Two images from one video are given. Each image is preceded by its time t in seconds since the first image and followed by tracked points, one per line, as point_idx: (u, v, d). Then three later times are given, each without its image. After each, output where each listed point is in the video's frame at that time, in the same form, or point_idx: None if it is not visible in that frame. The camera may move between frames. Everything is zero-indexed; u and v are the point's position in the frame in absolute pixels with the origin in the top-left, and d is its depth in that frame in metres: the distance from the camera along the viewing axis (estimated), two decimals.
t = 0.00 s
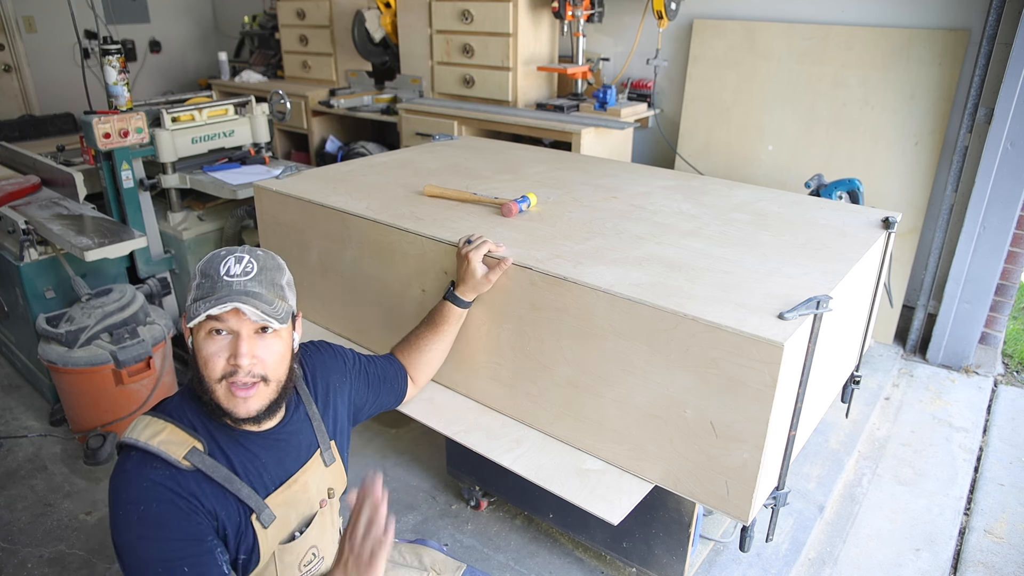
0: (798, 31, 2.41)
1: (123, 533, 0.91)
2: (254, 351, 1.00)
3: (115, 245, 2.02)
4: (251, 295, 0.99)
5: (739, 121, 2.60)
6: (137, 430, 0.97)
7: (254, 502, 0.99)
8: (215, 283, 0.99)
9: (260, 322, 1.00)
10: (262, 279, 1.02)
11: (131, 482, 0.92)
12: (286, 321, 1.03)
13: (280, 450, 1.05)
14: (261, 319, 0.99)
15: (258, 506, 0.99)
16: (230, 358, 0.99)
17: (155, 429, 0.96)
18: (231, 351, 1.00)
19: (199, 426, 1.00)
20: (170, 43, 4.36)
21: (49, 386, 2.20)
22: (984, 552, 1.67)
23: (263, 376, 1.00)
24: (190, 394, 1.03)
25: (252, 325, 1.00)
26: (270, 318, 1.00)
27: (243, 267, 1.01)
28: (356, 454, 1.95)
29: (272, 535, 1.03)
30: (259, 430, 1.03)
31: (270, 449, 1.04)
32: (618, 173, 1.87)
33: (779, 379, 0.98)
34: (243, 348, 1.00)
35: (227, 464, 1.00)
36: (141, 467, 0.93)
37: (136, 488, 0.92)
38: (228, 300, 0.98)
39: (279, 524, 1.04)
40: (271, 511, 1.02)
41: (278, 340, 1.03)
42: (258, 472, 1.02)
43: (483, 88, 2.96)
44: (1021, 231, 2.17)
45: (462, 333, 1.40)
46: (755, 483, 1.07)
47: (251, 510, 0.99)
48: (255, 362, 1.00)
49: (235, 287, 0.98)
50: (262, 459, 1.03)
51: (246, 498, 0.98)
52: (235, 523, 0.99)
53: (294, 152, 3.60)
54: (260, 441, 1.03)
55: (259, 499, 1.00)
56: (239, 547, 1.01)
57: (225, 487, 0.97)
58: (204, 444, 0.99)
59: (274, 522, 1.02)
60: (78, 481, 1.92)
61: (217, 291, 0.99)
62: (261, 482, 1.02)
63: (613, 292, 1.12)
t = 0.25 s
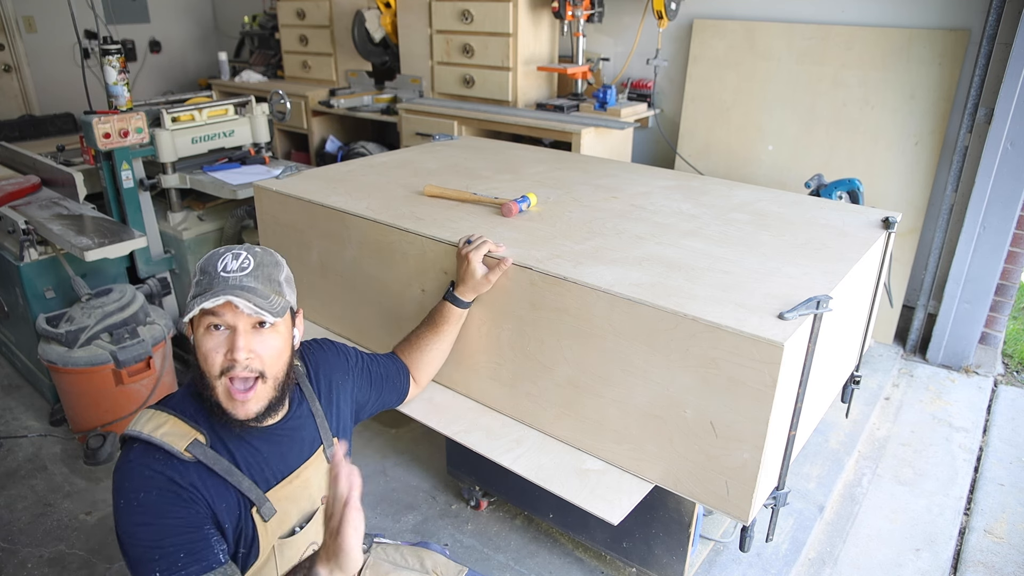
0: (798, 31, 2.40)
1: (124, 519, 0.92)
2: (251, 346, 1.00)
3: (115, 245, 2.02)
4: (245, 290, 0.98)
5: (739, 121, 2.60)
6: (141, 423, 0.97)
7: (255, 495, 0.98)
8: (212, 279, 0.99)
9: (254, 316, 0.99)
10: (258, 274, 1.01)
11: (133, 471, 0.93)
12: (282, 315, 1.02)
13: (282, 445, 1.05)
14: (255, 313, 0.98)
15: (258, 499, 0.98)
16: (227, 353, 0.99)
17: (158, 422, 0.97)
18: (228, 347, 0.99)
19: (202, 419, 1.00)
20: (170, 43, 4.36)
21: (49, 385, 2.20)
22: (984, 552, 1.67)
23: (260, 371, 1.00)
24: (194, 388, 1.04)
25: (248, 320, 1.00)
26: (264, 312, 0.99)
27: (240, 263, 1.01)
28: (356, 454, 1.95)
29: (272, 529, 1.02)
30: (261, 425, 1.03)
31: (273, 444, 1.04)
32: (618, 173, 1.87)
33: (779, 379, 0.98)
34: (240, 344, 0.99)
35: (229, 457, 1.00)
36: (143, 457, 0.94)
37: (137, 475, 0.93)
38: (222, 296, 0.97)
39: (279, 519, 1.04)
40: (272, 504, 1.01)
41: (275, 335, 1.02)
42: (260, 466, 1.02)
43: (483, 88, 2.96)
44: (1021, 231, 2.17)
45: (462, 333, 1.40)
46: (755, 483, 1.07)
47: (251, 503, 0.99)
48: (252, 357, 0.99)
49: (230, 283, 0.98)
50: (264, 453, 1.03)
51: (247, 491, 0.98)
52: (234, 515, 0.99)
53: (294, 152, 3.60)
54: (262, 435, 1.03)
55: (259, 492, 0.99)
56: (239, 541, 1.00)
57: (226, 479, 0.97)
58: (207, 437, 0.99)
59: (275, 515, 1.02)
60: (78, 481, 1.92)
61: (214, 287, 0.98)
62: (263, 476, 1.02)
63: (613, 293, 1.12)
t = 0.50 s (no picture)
0: (798, 31, 2.40)
1: (122, 523, 0.91)
2: (280, 339, 1.00)
3: (115, 245, 2.02)
4: (271, 284, 0.99)
5: (739, 121, 2.60)
6: (142, 425, 0.96)
7: (257, 494, 0.98)
8: (233, 277, 0.97)
9: (282, 308, 0.99)
10: (276, 269, 1.01)
11: (136, 475, 0.92)
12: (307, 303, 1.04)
13: (283, 444, 1.05)
14: (285, 306, 0.99)
15: (260, 498, 0.99)
16: (255, 348, 0.98)
17: (160, 424, 0.96)
18: (252, 342, 0.97)
19: (202, 421, 1.00)
20: (170, 43, 4.36)
21: (49, 385, 2.20)
22: (984, 552, 1.67)
23: (287, 362, 1.01)
24: (193, 390, 1.03)
25: (276, 314, 1.00)
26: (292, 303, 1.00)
27: (257, 259, 1.00)
28: (356, 454, 1.95)
29: (273, 528, 1.03)
30: (262, 425, 1.03)
31: (273, 444, 1.04)
32: (618, 173, 1.87)
33: (779, 379, 0.98)
34: (268, 337, 0.98)
35: (230, 458, 1.00)
36: (146, 461, 0.93)
37: (139, 478, 0.92)
38: (250, 291, 0.97)
39: (281, 518, 1.04)
40: (273, 504, 1.01)
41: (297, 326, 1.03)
42: (261, 465, 1.02)
43: (483, 88, 2.96)
44: (1022, 231, 2.17)
45: (462, 333, 1.40)
46: (755, 483, 1.07)
47: (253, 502, 0.99)
48: (281, 350, 1.00)
49: (255, 278, 0.98)
50: (265, 453, 1.03)
51: (250, 490, 0.98)
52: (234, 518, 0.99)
53: (294, 152, 3.60)
54: (263, 435, 1.03)
55: (261, 491, 0.99)
56: (240, 541, 1.01)
57: (228, 480, 0.97)
58: (208, 439, 0.99)
59: (276, 515, 1.02)
60: (78, 481, 1.92)
61: (238, 285, 0.97)
62: (264, 474, 1.02)
63: (613, 293, 1.12)
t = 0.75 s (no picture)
0: (798, 31, 2.40)
1: (121, 539, 0.90)
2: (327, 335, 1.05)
3: (115, 245, 2.02)
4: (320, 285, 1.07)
5: (739, 121, 2.60)
6: (143, 437, 0.95)
7: (263, 499, 0.98)
8: (291, 282, 1.02)
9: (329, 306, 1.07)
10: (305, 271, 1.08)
11: (138, 491, 0.91)
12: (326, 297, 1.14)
13: (285, 447, 1.06)
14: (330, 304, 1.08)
15: (267, 503, 0.99)
16: (312, 346, 1.02)
17: (161, 436, 0.95)
18: (311, 341, 1.02)
19: (205, 430, 0.99)
20: (170, 43, 4.36)
21: (49, 386, 2.20)
22: (984, 552, 1.67)
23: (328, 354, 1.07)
24: (193, 398, 1.02)
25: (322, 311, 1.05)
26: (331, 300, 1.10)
27: (293, 263, 1.05)
28: (356, 454, 1.95)
29: (278, 533, 1.03)
30: (267, 431, 1.04)
31: (275, 449, 1.05)
32: (619, 173, 1.87)
33: (779, 380, 0.98)
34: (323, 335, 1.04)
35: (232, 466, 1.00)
36: (149, 477, 0.92)
37: (140, 494, 0.91)
38: (314, 293, 1.04)
39: (285, 522, 1.04)
40: (279, 508, 1.01)
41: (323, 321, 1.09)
42: (265, 469, 1.03)
43: (484, 88, 2.96)
44: (1022, 231, 2.17)
45: (462, 334, 1.40)
46: (755, 483, 1.07)
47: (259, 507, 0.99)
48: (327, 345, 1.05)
49: (308, 281, 1.05)
50: (268, 457, 1.04)
51: (257, 496, 0.98)
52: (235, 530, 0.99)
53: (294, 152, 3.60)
54: (266, 440, 1.04)
55: (267, 496, 0.99)
56: (244, 548, 1.01)
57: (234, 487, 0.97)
58: (211, 448, 0.98)
59: (281, 519, 1.02)
60: (78, 481, 1.92)
61: (298, 290, 1.02)
62: (268, 479, 1.03)
63: (613, 293, 1.12)
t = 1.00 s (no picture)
0: (798, 31, 2.40)
1: (120, 543, 0.90)
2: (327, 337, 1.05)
3: (115, 245, 2.02)
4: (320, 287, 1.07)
5: (739, 121, 2.60)
6: (142, 440, 0.95)
7: (264, 502, 0.99)
8: (291, 286, 1.02)
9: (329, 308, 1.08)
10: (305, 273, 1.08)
11: (137, 495, 0.91)
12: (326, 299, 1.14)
13: (286, 450, 1.06)
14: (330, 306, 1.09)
15: (268, 507, 0.99)
16: (312, 349, 1.02)
17: (161, 439, 0.95)
18: (312, 344, 1.02)
19: (206, 433, 0.99)
20: (170, 43, 4.36)
21: (49, 386, 2.20)
22: (984, 552, 1.67)
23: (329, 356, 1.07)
24: (193, 401, 1.02)
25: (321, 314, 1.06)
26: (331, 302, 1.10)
27: (292, 266, 1.05)
28: (356, 453, 1.95)
29: (279, 536, 1.03)
30: (267, 433, 1.04)
31: (276, 452, 1.05)
32: (619, 173, 1.87)
33: (779, 379, 0.98)
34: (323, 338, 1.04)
35: (233, 469, 1.00)
36: (148, 480, 0.92)
37: (139, 498, 0.91)
38: (314, 297, 1.04)
39: (286, 525, 1.04)
40: (279, 511, 1.02)
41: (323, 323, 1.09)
42: (266, 472, 1.03)
43: (483, 88, 2.96)
44: (1022, 231, 2.17)
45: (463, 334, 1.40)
46: (755, 483, 1.07)
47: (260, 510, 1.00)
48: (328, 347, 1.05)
49: (308, 283, 1.05)
50: (269, 460, 1.04)
51: (257, 499, 0.98)
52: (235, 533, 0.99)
53: (294, 152, 3.60)
54: (267, 443, 1.04)
55: (268, 499, 0.99)
56: (245, 551, 1.00)
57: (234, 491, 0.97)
58: (211, 451, 0.98)
59: (282, 522, 1.02)
60: (78, 481, 1.92)
61: (298, 294, 1.02)
62: (269, 482, 1.03)
63: (613, 293, 1.12)
